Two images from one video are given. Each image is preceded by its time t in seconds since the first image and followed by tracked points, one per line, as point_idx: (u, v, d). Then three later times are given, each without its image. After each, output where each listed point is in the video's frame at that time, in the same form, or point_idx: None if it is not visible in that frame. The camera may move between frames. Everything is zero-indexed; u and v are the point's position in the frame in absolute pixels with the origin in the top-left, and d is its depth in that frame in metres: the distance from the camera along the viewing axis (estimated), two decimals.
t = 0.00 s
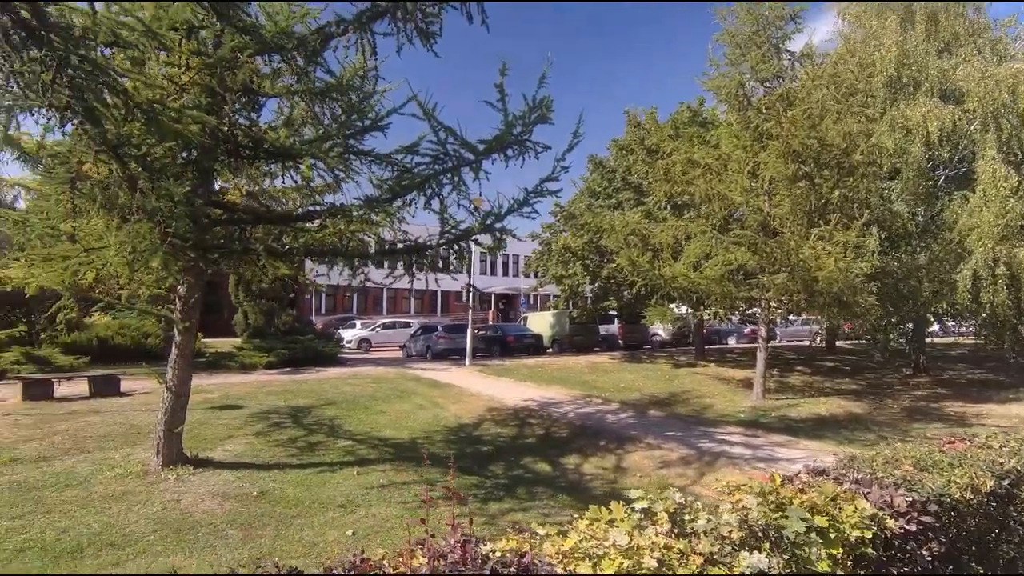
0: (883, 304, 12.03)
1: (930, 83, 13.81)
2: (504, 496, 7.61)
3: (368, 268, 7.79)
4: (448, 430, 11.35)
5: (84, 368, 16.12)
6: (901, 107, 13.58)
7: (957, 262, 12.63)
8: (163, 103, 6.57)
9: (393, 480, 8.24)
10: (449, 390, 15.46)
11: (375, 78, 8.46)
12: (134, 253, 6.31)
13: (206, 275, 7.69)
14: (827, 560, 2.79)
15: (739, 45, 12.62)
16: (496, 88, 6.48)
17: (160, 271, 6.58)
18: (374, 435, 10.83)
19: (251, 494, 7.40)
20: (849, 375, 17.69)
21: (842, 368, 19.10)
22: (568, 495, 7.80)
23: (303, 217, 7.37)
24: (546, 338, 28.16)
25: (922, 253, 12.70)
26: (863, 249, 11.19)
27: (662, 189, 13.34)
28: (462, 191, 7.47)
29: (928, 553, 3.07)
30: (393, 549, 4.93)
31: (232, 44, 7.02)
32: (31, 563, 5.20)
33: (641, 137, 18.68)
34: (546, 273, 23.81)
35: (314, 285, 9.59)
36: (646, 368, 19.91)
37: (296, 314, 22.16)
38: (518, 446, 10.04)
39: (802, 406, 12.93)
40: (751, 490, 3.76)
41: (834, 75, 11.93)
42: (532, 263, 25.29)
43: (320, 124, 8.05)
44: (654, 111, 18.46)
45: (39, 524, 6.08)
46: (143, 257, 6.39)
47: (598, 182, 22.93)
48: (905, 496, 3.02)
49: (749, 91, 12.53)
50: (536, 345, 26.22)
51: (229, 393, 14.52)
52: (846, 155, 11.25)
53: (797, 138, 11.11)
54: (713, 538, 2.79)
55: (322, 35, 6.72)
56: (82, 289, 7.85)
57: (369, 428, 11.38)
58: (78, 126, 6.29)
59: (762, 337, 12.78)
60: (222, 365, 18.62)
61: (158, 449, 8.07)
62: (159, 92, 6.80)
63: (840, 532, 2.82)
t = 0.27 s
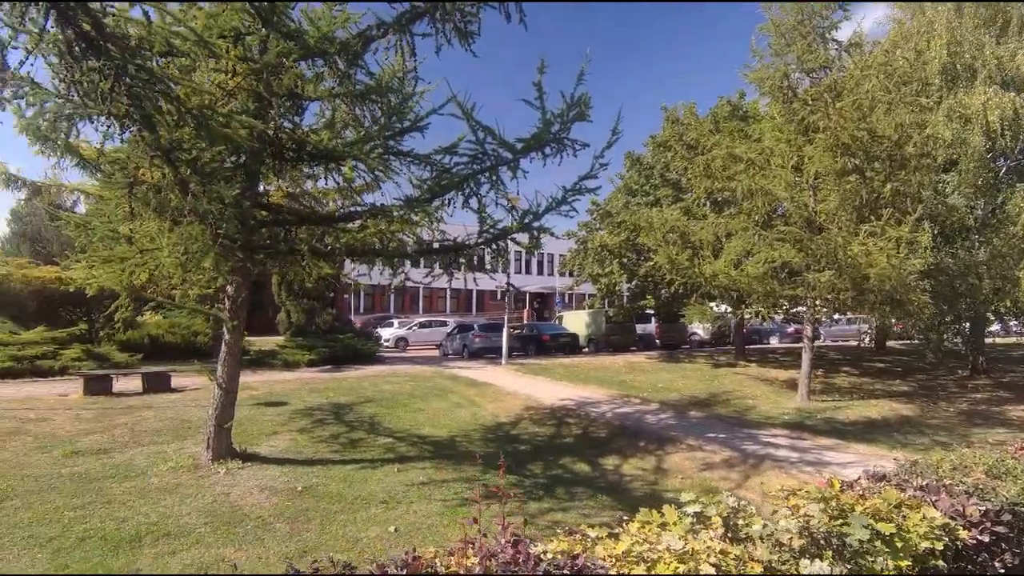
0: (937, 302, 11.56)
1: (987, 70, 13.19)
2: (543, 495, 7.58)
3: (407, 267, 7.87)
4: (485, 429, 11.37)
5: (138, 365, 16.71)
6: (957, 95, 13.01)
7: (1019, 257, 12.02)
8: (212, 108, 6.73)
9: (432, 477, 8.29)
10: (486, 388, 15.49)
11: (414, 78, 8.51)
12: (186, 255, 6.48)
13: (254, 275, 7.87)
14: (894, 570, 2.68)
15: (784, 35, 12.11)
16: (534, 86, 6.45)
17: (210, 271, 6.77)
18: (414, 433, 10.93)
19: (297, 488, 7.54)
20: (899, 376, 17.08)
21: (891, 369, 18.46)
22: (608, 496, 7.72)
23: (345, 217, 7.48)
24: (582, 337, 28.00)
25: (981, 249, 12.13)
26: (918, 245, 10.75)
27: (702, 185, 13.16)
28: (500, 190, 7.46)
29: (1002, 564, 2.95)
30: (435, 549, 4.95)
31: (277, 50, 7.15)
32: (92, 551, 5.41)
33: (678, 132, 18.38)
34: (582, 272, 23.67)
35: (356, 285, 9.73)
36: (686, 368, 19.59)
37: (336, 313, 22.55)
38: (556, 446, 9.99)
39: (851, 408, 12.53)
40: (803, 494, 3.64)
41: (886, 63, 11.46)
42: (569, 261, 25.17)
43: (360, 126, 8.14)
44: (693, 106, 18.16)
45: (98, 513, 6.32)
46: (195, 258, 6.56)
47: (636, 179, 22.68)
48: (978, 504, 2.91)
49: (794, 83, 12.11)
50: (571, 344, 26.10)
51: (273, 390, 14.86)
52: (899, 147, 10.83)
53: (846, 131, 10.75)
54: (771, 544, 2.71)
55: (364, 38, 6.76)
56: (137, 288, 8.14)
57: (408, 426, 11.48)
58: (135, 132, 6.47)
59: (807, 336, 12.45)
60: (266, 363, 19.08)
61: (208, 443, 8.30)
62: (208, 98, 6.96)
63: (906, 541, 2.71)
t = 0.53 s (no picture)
0: (992, 300, 11.09)
1: None
2: (579, 494, 7.52)
3: (443, 265, 7.91)
4: (520, 427, 11.35)
5: (183, 361, 17.21)
6: (1013, 82, 12.44)
7: None
8: (255, 110, 6.85)
9: (468, 475, 8.31)
10: (521, 386, 15.48)
11: (449, 76, 8.52)
12: (230, 254, 6.61)
13: (294, 274, 8.00)
14: None
15: (827, 23, 11.59)
16: (569, 82, 6.39)
17: (253, 270, 6.90)
18: (449, 430, 10.97)
19: (336, 483, 7.65)
20: (949, 377, 16.46)
21: (941, 370, 17.79)
22: (645, 496, 7.62)
23: (382, 216, 7.55)
24: (615, 335, 27.73)
25: None
26: (970, 240, 10.32)
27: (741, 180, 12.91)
28: (536, 187, 7.43)
29: None
30: (472, 548, 4.95)
31: (316, 52, 7.26)
32: (144, 539, 5.58)
33: (715, 126, 18.03)
34: (616, 269, 23.45)
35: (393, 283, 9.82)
36: (723, 366, 19.23)
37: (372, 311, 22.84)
38: (591, 445, 9.91)
39: (899, 409, 12.12)
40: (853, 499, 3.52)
41: (936, 50, 11.01)
42: (603, 259, 24.98)
43: (396, 125, 8.19)
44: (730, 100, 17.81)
45: (149, 504, 6.52)
46: (239, 257, 6.69)
47: (671, 175, 22.38)
48: None
49: (838, 72, 11.57)
50: (605, 342, 25.88)
51: (312, 386, 15.12)
52: (951, 137, 10.40)
53: (894, 122, 10.36)
54: (826, 550, 2.63)
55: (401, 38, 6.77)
56: (183, 286, 8.36)
57: (443, 423, 11.55)
58: (181, 136, 6.59)
59: (851, 334, 12.10)
60: (304, 360, 19.43)
61: (251, 436, 8.47)
62: (251, 101, 7.08)
63: (972, 550, 2.61)
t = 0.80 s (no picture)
0: None
1: None
2: (613, 494, 7.46)
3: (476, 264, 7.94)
4: (552, 425, 11.31)
5: (223, 358, 17.63)
6: None
7: None
8: (292, 112, 6.94)
9: (501, 472, 8.31)
10: (552, 384, 15.43)
11: (480, 74, 8.50)
12: (269, 254, 6.72)
13: (329, 273, 8.10)
14: None
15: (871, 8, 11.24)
16: (602, 77, 6.32)
17: (290, 269, 7.00)
18: (481, 428, 11.00)
19: (371, 479, 7.73)
20: (999, 377, 15.83)
21: (990, 369, 17.13)
22: (680, 497, 7.51)
23: (415, 215, 7.57)
24: (647, 333, 27.40)
25: None
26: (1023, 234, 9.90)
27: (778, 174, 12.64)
28: (568, 184, 7.38)
29: None
30: (507, 548, 4.94)
31: (350, 54, 7.33)
32: (188, 531, 5.72)
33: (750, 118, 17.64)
34: (648, 266, 23.21)
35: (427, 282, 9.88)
36: (759, 365, 18.86)
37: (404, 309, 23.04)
38: (624, 444, 9.81)
39: (945, 410, 11.70)
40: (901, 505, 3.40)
41: (988, 34, 10.55)
42: (634, 256, 24.75)
43: (428, 125, 8.22)
44: (766, 92, 17.45)
45: (194, 496, 6.69)
46: (277, 257, 6.79)
47: (704, 170, 22.05)
48: None
49: (881, 59, 11.21)
50: (636, 340, 25.61)
51: (346, 383, 15.32)
52: (1003, 125, 9.97)
53: (942, 110, 9.98)
54: (880, 557, 2.56)
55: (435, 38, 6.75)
56: (224, 286, 8.55)
57: (475, 420, 11.58)
58: (221, 140, 6.68)
59: (894, 332, 11.74)
60: (338, 358, 19.70)
61: (290, 432, 8.61)
62: (289, 103, 7.18)
63: None
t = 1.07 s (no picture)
0: None
1: None
2: (642, 494, 7.37)
3: (503, 262, 7.92)
4: (579, 424, 11.24)
5: (254, 356, 17.93)
6: None
7: None
8: (321, 113, 7.00)
9: (528, 471, 8.28)
10: (579, 383, 15.34)
11: (506, 72, 8.46)
12: (300, 253, 6.79)
13: (359, 272, 8.16)
14: None
15: None
16: (629, 71, 6.23)
17: (320, 268, 7.07)
18: (508, 426, 10.98)
19: (399, 476, 7.76)
20: None
21: None
22: (711, 497, 7.39)
23: (442, 213, 7.58)
24: (674, 331, 27.08)
25: None
26: None
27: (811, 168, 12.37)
28: (595, 181, 7.31)
29: None
30: (538, 547, 4.91)
31: (377, 54, 7.37)
32: (223, 525, 5.81)
33: (781, 111, 17.27)
34: (675, 263, 22.94)
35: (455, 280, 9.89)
36: (790, 364, 18.50)
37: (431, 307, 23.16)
38: (653, 443, 9.70)
39: (988, 410, 11.32)
40: (950, 511, 3.26)
41: None
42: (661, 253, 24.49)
43: (454, 124, 8.21)
44: (797, 84, 17.08)
45: (229, 491, 6.80)
46: (308, 256, 6.87)
47: (733, 166, 21.71)
48: None
49: (920, 47, 10.74)
50: (663, 338, 25.31)
51: (374, 381, 15.45)
52: None
53: (985, 99, 9.64)
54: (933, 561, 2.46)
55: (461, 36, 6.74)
56: (255, 285, 8.68)
57: (502, 418, 11.56)
58: (252, 142, 6.78)
59: (933, 330, 11.39)
60: (366, 356, 19.87)
61: (320, 429, 8.70)
62: (318, 104, 7.25)
63: None
